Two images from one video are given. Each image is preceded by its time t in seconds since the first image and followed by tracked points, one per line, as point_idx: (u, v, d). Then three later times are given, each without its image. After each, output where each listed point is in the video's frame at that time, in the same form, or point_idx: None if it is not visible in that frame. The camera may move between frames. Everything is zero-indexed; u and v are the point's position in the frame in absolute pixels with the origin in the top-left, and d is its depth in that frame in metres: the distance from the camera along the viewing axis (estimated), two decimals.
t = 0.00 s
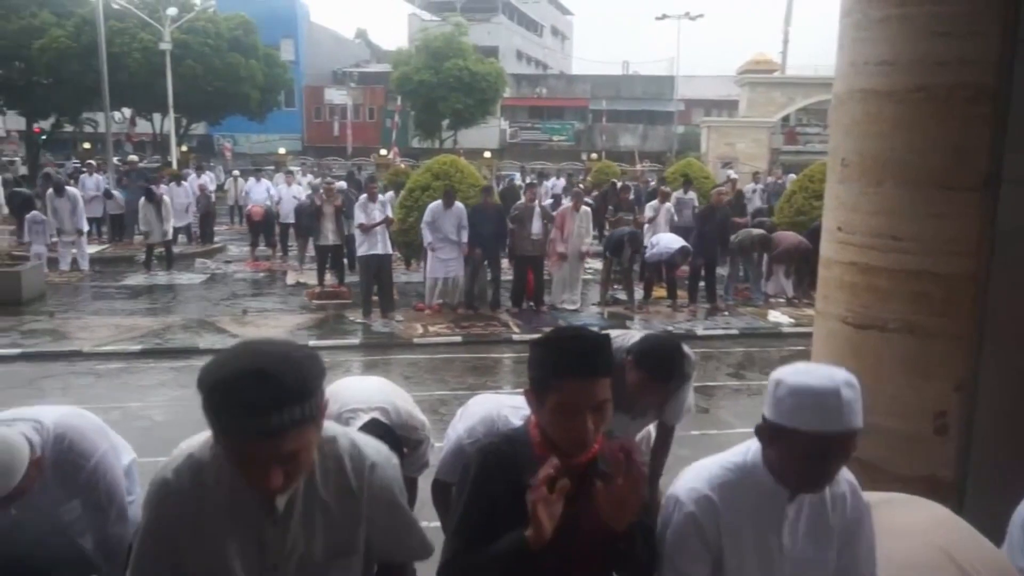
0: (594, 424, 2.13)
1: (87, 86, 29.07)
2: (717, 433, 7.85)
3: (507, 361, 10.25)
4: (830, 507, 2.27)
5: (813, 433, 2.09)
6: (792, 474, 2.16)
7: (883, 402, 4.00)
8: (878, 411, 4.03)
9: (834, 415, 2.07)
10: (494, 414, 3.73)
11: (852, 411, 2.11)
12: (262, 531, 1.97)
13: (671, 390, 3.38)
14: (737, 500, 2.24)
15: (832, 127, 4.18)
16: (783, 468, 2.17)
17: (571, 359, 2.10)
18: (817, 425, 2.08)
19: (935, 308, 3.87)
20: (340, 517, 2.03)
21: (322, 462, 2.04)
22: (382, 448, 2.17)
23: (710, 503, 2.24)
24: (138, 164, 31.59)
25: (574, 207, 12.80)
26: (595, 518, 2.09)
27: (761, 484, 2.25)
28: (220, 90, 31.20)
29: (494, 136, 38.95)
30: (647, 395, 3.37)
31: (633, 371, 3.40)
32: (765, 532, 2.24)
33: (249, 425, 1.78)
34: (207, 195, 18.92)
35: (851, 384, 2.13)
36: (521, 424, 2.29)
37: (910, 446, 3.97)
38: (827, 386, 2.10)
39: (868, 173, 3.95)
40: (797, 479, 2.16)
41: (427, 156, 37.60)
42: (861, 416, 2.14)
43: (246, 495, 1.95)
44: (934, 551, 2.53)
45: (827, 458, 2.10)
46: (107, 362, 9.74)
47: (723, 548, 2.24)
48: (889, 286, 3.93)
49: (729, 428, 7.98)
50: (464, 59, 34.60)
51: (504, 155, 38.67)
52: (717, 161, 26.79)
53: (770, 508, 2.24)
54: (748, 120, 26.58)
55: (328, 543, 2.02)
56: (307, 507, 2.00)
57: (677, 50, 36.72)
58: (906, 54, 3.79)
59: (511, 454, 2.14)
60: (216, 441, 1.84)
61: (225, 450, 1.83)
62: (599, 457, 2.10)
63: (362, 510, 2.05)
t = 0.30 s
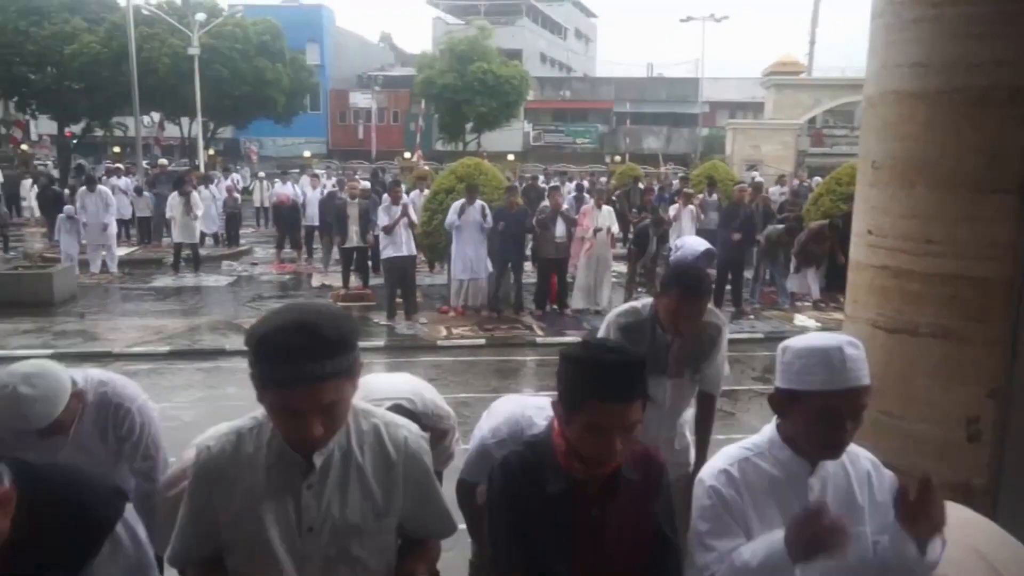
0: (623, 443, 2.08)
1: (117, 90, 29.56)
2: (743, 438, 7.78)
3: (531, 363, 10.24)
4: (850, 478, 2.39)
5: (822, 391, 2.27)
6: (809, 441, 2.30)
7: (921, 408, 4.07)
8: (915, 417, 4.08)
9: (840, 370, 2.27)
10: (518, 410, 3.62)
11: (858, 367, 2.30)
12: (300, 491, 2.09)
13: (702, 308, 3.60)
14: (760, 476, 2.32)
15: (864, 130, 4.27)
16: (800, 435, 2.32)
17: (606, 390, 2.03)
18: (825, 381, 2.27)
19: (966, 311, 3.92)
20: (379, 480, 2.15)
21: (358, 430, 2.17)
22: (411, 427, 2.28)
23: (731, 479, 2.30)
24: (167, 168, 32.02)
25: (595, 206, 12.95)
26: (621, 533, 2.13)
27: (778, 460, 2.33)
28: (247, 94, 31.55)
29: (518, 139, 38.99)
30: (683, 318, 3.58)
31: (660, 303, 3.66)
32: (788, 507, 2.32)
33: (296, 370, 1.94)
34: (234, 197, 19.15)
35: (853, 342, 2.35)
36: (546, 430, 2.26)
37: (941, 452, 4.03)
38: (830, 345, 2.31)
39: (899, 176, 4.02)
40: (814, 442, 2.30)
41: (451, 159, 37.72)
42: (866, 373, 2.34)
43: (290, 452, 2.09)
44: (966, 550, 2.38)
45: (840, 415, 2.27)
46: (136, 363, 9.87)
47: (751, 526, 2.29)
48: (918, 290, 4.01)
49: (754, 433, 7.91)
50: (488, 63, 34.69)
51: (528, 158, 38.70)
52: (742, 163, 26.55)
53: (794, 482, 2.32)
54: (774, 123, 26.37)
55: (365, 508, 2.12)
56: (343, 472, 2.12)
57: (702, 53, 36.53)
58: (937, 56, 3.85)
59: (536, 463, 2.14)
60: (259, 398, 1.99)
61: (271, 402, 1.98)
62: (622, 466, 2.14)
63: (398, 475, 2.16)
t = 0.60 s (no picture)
0: (637, 460, 2.05)
1: (134, 93, 29.79)
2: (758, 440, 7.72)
3: (544, 366, 10.23)
4: (869, 484, 2.33)
5: (832, 387, 2.26)
6: (824, 441, 2.27)
7: (941, 413, 4.08)
8: (933, 422, 4.10)
9: (848, 365, 2.25)
10: (531, 408, 3.55)
11: (867, 362, 2.28)
12: (321, 484, 2.10)
13: (716, 276, 3.65)
14: (775, 477, 2.30)
15: (883, 132, 4.28)
16: (814, 436, 2.29)
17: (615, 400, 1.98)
18: (835, 376, 2.25)
19: (985, 316, 3.90)
20: (399, 476, 2.14)
21: (378, 426, 2.17)
22: (430, 424, 2.28)
23: (747, 482, 2.28)
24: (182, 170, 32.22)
25: (609, 207, 12.87)
26: (637, 540, 2.11)
27: (796, 461, 2.31)
28: (262, 97, 31.77)
29: (532, 141, 39.00)
30: (701, 288, 3.64)
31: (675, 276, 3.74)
32: (806, 509, 2.29)
33: (320, 367, 1.94)
34: (249, 199, 19.26)
35: (861, 338, 2.34)
36: (564, 437, 2.25)
37: (962, 458, 4.03)
38: (838, 340, 2.30)
39: (917, 178, 4.02)
40: (827, 441, 2.27)
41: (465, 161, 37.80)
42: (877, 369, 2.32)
43: (312, 446, 2.11)
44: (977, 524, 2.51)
45: (851, 410, 2.25)
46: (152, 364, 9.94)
47: (766, 527, 2.25)
48: (937, 293, 3.99)
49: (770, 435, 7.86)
50: (502, 65, 34.70)
51: (541, 160, 38.74)
52: (757, 165, 26.43)
53: (810, 484, 2.29)
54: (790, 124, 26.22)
55: (385, 501, 2.12)
56: (363, 466, 2.12)
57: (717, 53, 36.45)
58: (954, 57, 3.85)
59: (552, 469, 2.12)
60: (283, 392, 2.00)
61: (294, 397, 1.99)
62: (641, 476, 2.11)
63: (418, 470, 2.16)
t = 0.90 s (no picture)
0: (660, 475, 2.02)
1: (152, 96, 30.05)
2: (775, 444, 7.66)
3: (559, 368, 10.20)
4: (897, 494, 2.30)
5: (859, 387, 2.23)
6: (851, 448, 2.25)
7: (960, 419, 4.08)
8: (953, 427, 4.10)
9: (875, 367, 2.23)
10: (548, 395, 3.32)
11: (892, 363, 2.25)
12: (340, 481, 2.10)
13: (731, 263, 3.65)
14: (802, 486, 2.27)
15: (905, 135, 4.30)
16: (843, 442, 2.26)
17: (637, 411, 1.94)
18: (860, 377, 2.23)
19: (1006, 319, 3.88)
20: (416, 472, 2.14)
21: (394, 424, 2.17)
22: (447, 424, 2.27)
23: (772, 491, 2.25)
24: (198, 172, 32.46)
25: (624, 209, 12.82)
26: (654, 551, 2.08)
27: (821, 470, 2.28)
28: (279, 99, 31.97)
29: (547, 143, 38.97)
30: (719, 278, 3.62)
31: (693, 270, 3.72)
32: (834, 520, 2.26)
33: (339, 367, 1.94)
34: (265, 201, 19.35)
35: (885, 338, 2.32)
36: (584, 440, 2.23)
37: (983, 464, 4.01)
38: (861, 339, 2.28)
39: (939, 181, 4.03)
40: (855, 446, 2.24)
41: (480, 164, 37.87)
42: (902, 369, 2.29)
43: (330, 443, 2.11)
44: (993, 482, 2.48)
45: (879, 411, 2.23)
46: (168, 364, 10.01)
47: (789, 534, 2.23)
48: (958, 296, 3.98)
49: (787, 439, 7.79)
50: (517, 67, 34.72)
51: (556, 162, 38.72)
52: (773, 168, 26.30)
53: (837, 491, 2.26)
54: (806, 127, 26.07)
55: (400, 498, 2.11)
56: (382, 464, 2.12)
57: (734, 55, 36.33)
58: (977, 58, 3.85)
59: (571, 471, 2.11)
60: (304, 390, 2.01)
61: (313, 396, 1.99)
62: (663, 486, 2.08)
63: (433, 466, 2.15)
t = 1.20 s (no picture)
0: (673, 480, 2.00)
1: (167, 98, 30.24)
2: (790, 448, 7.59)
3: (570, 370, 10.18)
4: (913, 496, 2.27)
5: (877, 393, 2.22)
6: (866, 450, 2.24)
7: (975, 424, 4.05)
8: (970, 432, 4.07)
9: (894, 371, 2.21)
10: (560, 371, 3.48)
11: (913, 368, 2.23)
12: (354, 484, 2.11)
13: (741, 263, 3.64)
14: (817, 484, 2.27)
15: (922, 138, 4.28)
16: (858, 445, 2.25)
17: (652, 419, 1.93)
18: (878, 382, 2.21)
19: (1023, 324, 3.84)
20: (428, 474, 2.14)
21: (409, 427, 2.18)
22: (461, 429, 2.27)
23: (787, 490, 2.26)
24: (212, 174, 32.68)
25: (636, 212, 12.78)
26: (666, 554, 2.07)
27: (837, 470, 2.27)
28: (293, 101, 32.12)
29: (559, 145, 38.99)
30: (727, 278, 3.63)
31: (703, 272, 3.72)
32: (849, 520, 2.25)
33: (354, 378, 1.94)
34: (279, 203, 19.44)
35: (907, 343, 2.29)
36: (599, 445, 2.23)
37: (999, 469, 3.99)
38: (883, 345, 2.25)
39: (956, 184, 4.01)
40: (872, 450, 2.23)
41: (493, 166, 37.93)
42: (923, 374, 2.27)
43: (345, 446, 2.11)
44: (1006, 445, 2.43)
45: (898, 416, 2.21)
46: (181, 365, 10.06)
47: (804, 535, 2.23)
48: (975, 300, 3.95)
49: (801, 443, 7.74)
50: (530, 70, 34.74)
51: (568, 165, 38.72)
52: (786, 170, 26.20)
53: (852, 492, 2.25)
54: (820, 129, 25.95)
55: (413, 501, 2.12)
56: (395, 465, 2.12)
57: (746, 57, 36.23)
58: (993, 61, 3.83)
59: (582, 476, 2.11)
60: (318, 394, 2.01)
61: (328, 400, 2.00)
62: (674, 492, 2.07)
63: (446, 469, 2.16)
